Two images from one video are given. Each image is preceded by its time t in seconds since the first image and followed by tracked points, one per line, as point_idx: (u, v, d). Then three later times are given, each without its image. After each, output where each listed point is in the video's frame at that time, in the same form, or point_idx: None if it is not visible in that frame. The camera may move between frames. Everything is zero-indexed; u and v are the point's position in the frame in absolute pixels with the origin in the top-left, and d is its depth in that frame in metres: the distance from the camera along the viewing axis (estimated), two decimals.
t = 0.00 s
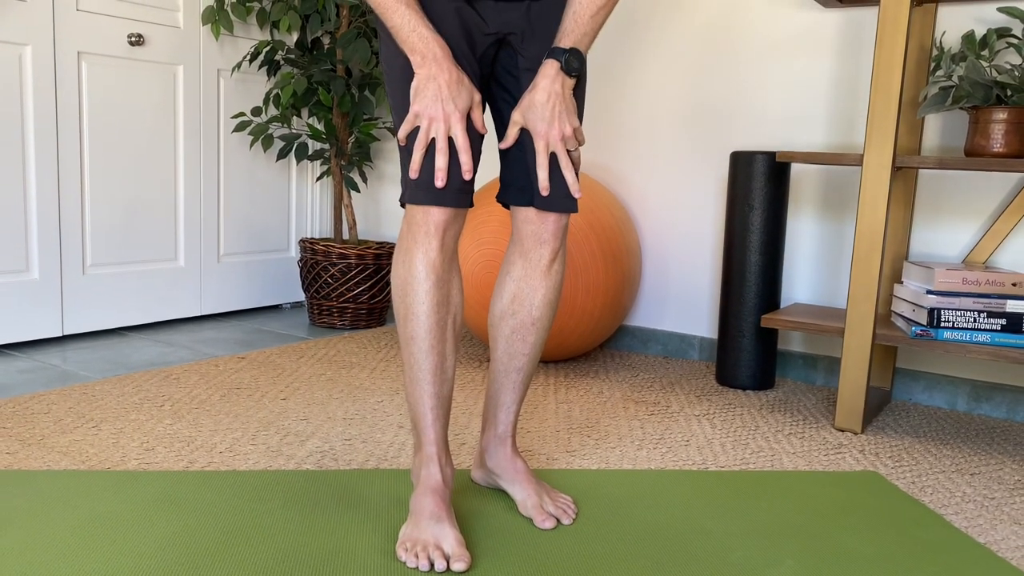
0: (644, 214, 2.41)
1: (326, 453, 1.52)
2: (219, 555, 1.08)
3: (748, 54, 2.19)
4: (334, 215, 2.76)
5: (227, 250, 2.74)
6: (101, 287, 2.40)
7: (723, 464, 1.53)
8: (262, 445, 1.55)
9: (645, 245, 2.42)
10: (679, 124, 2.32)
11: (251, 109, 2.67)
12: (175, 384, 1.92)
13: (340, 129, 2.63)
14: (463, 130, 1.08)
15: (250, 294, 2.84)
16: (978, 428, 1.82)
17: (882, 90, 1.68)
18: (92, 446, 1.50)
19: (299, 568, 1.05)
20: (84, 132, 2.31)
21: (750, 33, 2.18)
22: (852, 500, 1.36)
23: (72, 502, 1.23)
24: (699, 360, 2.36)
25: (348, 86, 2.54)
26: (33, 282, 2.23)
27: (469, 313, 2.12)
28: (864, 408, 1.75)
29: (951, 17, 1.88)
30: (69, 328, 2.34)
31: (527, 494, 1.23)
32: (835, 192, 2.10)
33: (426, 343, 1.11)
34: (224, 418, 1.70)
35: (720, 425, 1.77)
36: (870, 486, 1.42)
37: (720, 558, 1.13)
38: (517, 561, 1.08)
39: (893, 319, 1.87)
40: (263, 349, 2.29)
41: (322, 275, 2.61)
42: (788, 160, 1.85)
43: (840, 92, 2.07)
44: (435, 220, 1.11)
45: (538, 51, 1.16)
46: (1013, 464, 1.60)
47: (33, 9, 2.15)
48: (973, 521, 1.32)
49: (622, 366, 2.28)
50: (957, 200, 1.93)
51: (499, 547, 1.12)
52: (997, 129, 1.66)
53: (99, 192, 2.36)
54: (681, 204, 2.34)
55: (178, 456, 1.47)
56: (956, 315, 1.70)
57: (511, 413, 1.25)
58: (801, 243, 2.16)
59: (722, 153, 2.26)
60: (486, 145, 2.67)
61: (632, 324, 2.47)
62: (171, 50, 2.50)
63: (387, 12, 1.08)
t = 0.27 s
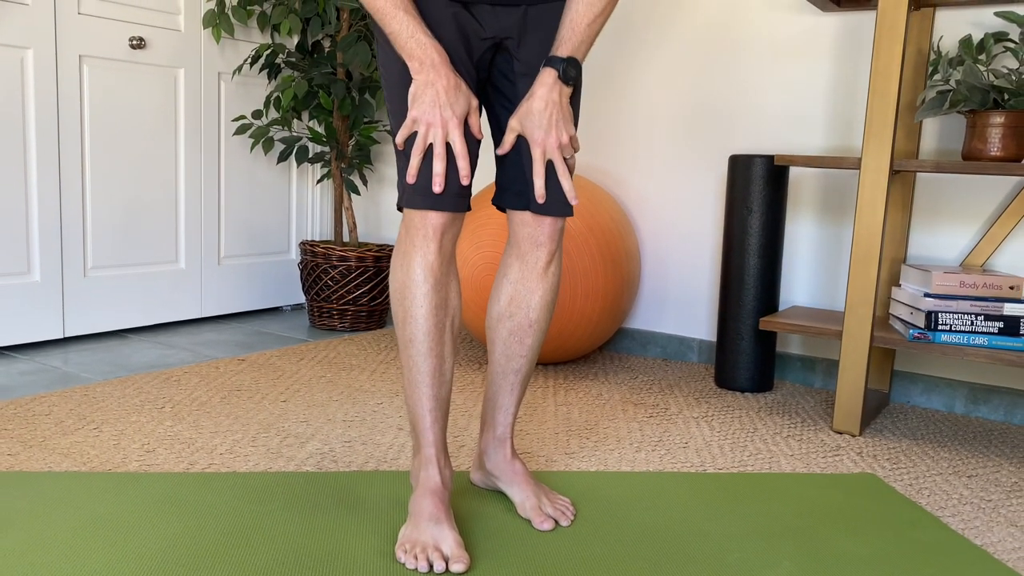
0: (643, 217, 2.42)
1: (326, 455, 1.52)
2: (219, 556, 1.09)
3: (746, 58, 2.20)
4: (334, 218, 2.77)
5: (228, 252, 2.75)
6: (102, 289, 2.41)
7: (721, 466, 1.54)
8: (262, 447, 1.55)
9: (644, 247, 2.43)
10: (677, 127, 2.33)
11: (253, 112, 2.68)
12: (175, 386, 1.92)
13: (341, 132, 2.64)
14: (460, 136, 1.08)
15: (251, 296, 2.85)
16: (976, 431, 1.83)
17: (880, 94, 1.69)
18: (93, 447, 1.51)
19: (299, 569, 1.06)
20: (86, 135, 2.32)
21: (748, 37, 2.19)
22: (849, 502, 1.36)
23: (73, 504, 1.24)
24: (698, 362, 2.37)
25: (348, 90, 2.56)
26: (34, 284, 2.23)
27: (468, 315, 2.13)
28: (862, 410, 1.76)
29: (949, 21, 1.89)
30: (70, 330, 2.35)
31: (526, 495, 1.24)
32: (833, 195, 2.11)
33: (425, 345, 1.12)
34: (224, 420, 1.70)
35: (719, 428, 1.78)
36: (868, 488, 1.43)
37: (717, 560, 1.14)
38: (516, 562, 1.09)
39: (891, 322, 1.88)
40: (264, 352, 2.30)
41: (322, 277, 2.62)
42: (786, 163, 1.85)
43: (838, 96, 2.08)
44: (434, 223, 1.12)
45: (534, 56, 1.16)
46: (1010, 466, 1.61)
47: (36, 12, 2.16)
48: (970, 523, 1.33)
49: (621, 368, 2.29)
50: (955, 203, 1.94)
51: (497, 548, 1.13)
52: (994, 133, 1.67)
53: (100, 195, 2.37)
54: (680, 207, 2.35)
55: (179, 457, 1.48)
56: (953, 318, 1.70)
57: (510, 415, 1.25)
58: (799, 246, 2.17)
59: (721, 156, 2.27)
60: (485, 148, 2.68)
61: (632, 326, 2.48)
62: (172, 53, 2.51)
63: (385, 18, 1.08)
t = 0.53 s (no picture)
0: (642, 219, 2.43)
1: (326, 456, 1.53)
2: (219, 555, 1.09)
3: (745, 60, 2.21)
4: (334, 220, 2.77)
5: (228, 254, 2.76)
6: (103, 290, 2.42)
7: (720, 468, 1.54)
8: (262, 447, 1.56)
9: (643, 249, 2.43)
10: (677, 130, 2.34)
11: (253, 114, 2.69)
12: (176, 387, 1.93)
13: (341, 134, 2.65)
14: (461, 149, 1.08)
15: (252, 297, 2.86)
16: (974, 433, 1.83)
17: (877, 97, 1.69)
18: (94, 448, 1.51)
19: (299, 569, 1.06)
20: (87, 137, 2.33)
21: (748, 39, 2.20)
22: (847, 504, 1.37)
23: (75, 504, 1.25)
24: (698, 364, 2.37)
25: (349, 91, 2.57)
26: (35, 286, 2.24)
27: (468, 317, 2.13)
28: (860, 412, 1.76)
29: (947, 24, 1.90)
30: (72, 332, 2.36)
31: (524, 496, 1.24)
32: (832, 197, 2.12)
33: (424, 347, 1.13)
34: (225, 421, 1.71)
35: (717, 429, 1.78)
36: (865, 489, 1.44)
37: (714, 560, 1.14)
38: (514, 563, 1.10)
39: (889, 324, 1.89)
40: (264, 353, 2.31)
41: (322, 279, 2.63)
42: (785, 166, 1.86)
43: (837, 99, 2.08)
44: (433, 225, 1.13)
45: (532, 60, 1.17)
46: (1008, 468, 1.62)
47: (38, 15, 2.17)
48: (967, 524, 1.33)
49: (621, 370, 2.29)
50: (952, 206, 1.94)
51: (495, 548, 1.14)
52: (992, 136, 1.68)
53: (101, 196, 2.38)
54: (679, 209, 2.36)
55: (179, 458, 1.49)
56: (952, 320, 1.70)
57: (509, 416, 1.26)
58: (798, 248, 2.18)
59: (720, 159, 2.28)
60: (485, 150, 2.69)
61: (631, 328, 2.48)
62: (173, 55, 2.52)
63: (390, 31, 1.08)
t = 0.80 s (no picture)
0: (642, 221, 2.43)
1: (326, 457, 1.53)
2: (219, 555, 1.10)
3: (744, 63, 2.22)
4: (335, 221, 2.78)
5: (229, 255, 2.76)
6: (104, 291, 2.42)
7: (719, 469, 1.55)
8: (262, 448, 1.56)
9: (643, 250, 2.44)
10: (677, 132, 2.34)
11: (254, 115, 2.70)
12: (176, 388, 1.93)
13: (342, 135, 2.66)
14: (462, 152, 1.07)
15: (252, 298, 2.86)
16: (973, 434, 1.83)
17: (876, 98, 1.70)
18: (95, 449, 1.52)
19: (299, 569, 1.07)
20: (88, 138, 2.33)
21: (747, 41, 2.20)
22: (846, 505, 1.37)
23: (75, 504, 1.25)
24: (697, 365, 2.38)
25: (350, 93, 2.59)
26: (36, 286, 2.25)
27: (468, 318, 2.14)
28: (860, 414, 1.77)
29: (945, 27, 1.90)
30: (72, 332, 2.36)
31: (524, 497, 1.24)
32: (831, 199, 2.12)
33: (425, 348, 1.13)
34: (225, 422, 1.71)
35: (717, 430, 1.79)
36: (864, 490, 1.44)
37: (711, 561, 1.15)
38: (513, 563, 1.10)
39: (888, 325, 1.89)
40: (264, 354, 2.31)
41: (322, 280, 2.63)
42: (784, 167, 1.86)
43: (836, 101, 2.09)
44: (434, 227, 1.13)
45: (532, 62, 1.18)
46: (1006, 469, 1.62)
47: (39, 16, 2.18)
48: (966, 525, 1.34)
49: (621, 371, 2.30)
50: (951, 208, 1.95)
51: (494, 549, 1.14)
52: (990, 138, 1.68)
53: (102, 197, 2.38)
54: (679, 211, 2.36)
55: (179, 459, 1.49)
56: (950, 322, 1.71)
57: (509, 417, 1.26)
58: (797, 249, 2.18)
59: (719, 160, 2.28)
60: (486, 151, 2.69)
61: (631, 329, 2.49)
62: (175, 57, 2.52)
63: (393, 34, 1.08)
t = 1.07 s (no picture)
0: (642, 221, 2.43)
1: (326, 456, 1.54)
2: (220, 554, 1.10)
3: (743, 64, 2.22)
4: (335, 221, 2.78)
5: (229, 255, 2.77)
6: (104, 291, 2.43)
7: (718, 469, 1.55)
8: (262, 448, 1.57)
9: (643, 251, 2.44)
10: (676, 132, 2.35)
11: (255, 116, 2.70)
12: (177, 388, 1.94)
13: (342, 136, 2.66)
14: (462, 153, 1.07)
15: (252, 299, 2.87)
16: (971, 434, 1.84)
17: (875, 100, 1.70)
18: (95, 448, 1.52)
19: (299, 568, 1.07)
20: (89, 139, 2.34)
21: (746, 42, 2.21)
22: (845, 505, 1.37)
23: (75, 503, 1.26)
24: (697, 366, 2.38)
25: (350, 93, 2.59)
26: (37, 287, 2.25)
27: (468, 319, 2.14)
28: (858, 414, 1.77)
29: (943, 28, 1.91)
30: (73, 332, 2.37)
31: (523, 497, 1.25)
32: (830, 200, 2.13)
33: (424, 348, 1.14)
34: (225, 422, 1.72)
35: (716, 431, 1.79)
36: (862, 490, 1.44)
37: (709, 560, 1.15)
38: (511, 562, 1.11)
39: (887, 326, 1.90)
40: (265, 354, 2.31)
41: (323, 280, 2.63)
42: (783, 168, 1.87)
43: (835, 102, 2.09)
44: (434, 227, 1.13)
45: (532, 62, 1.18)
46: (1005, 469, 1.62)
47: (41, 17, 2.19)
48: (964, 525, 1.34)
49: (620, 372, 2.30)
50: (950, 209, 1.95)
51: (493, 548, 1.15)
52: (989, 139, 1.69)
53: (102, 198, 2.39)
54: (679, 212, 2.37)
55: (180, 458, 1.50)
56: (948, 323, 1.71)
57: (508, 417, 1.27)
58: (796, 250, 2.19)
59: (719, 161, 2.29)
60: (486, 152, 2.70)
61: (630, 330, 2.49)
62: (176, 58, 2.53)
63: (392, 36, 1.08)
